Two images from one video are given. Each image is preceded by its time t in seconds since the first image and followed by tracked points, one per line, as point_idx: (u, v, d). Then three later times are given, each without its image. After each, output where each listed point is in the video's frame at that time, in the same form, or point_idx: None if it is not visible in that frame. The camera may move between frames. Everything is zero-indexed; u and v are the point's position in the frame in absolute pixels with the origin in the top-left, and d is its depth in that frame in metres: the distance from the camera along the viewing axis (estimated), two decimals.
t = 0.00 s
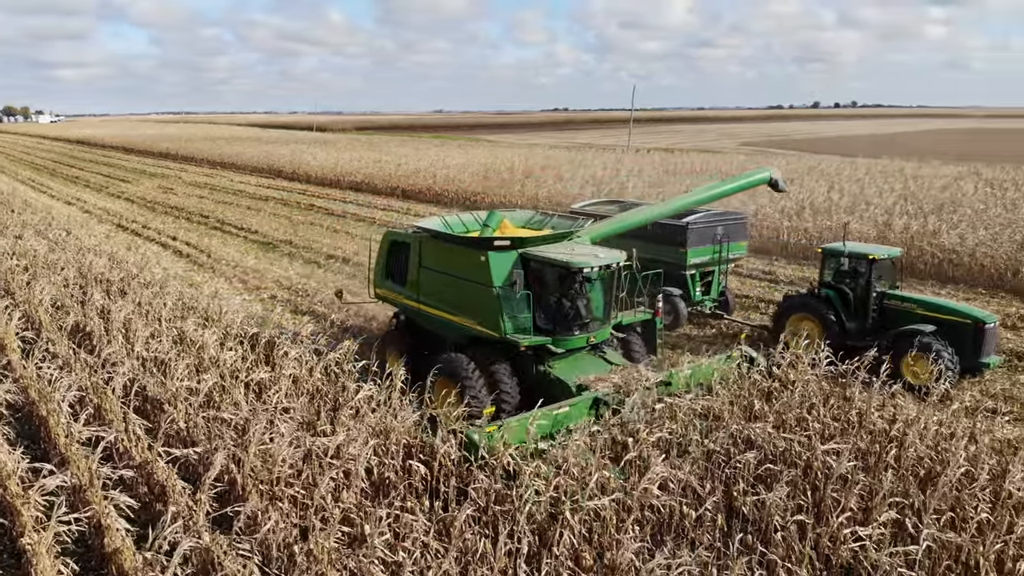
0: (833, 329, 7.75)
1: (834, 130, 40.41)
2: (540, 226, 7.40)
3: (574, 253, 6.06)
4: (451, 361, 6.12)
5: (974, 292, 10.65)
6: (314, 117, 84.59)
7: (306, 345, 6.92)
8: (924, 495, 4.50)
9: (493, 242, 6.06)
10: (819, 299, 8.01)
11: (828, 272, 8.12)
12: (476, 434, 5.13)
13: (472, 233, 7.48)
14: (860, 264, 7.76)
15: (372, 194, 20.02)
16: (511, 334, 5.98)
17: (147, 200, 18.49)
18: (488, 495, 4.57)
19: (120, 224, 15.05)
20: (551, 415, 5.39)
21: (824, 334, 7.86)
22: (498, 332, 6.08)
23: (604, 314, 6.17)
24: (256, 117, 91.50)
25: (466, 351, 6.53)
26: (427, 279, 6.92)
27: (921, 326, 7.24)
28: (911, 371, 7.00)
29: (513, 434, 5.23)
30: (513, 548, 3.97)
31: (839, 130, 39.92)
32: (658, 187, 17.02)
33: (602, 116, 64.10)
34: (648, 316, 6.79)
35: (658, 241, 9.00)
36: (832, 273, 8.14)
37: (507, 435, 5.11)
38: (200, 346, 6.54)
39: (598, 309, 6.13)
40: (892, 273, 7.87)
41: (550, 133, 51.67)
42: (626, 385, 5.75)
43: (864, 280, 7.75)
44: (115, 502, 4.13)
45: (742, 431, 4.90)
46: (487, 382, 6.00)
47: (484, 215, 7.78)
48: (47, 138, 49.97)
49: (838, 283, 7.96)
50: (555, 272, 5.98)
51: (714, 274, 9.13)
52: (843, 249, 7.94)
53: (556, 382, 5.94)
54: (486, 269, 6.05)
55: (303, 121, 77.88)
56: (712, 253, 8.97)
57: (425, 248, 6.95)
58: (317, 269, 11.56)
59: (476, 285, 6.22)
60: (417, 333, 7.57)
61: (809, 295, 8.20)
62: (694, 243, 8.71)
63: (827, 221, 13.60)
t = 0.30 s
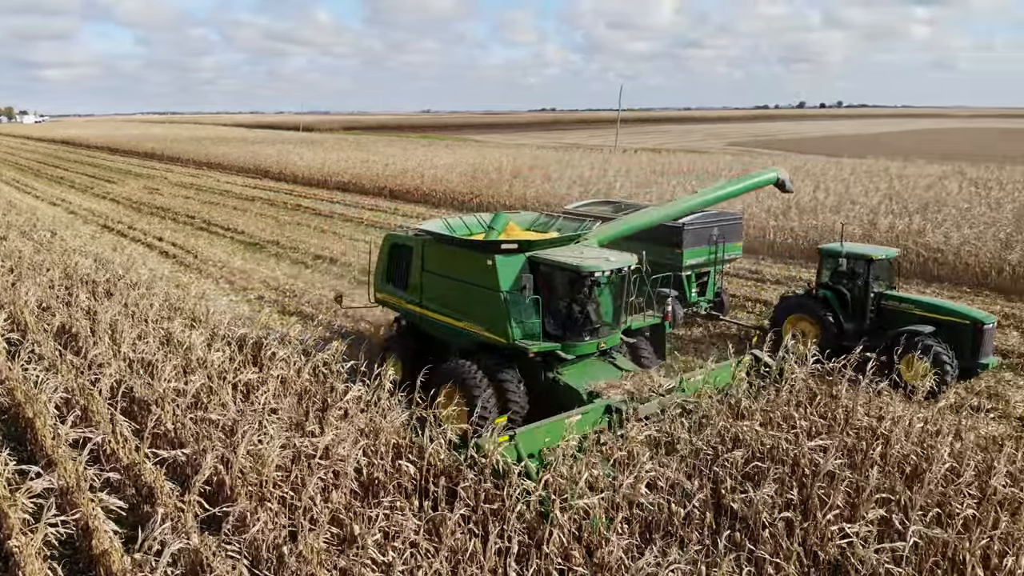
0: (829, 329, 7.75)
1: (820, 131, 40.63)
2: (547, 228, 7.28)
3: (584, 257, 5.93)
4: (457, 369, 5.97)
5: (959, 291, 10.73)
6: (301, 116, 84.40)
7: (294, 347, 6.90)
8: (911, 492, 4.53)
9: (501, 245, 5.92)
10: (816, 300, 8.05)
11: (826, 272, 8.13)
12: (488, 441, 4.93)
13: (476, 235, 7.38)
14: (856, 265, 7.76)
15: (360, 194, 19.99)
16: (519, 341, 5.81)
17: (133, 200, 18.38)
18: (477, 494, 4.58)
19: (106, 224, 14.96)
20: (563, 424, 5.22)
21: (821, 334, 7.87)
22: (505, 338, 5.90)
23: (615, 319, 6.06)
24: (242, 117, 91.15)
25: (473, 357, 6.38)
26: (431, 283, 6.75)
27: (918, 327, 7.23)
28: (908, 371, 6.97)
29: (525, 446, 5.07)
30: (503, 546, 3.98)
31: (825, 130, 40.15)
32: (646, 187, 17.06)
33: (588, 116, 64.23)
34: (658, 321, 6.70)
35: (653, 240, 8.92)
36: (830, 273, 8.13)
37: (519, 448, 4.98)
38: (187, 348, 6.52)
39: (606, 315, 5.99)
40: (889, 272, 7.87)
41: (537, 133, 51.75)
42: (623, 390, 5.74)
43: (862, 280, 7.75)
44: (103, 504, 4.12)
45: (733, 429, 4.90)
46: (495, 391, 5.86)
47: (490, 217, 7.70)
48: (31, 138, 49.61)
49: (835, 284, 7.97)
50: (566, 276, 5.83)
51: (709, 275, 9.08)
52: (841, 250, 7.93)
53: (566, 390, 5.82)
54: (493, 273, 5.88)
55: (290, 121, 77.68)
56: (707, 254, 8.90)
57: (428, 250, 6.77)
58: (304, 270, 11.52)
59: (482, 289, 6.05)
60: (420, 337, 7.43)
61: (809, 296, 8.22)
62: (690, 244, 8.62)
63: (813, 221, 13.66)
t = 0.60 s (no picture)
0: (828, 331, 7.70)
1: (805, 131, 40.83)
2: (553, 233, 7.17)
3: (596, 261, 5.75)
4: (466, 380, 5.82)
5: (944, 289, 10.81)
6: (288, 116, 84.13)
7: (282, 349, 6.87)
8: (898, 489, 4.55)
9: (509, 250, 5.77)
10: (813, 301, 8.00)
11: (823, 274, 8.07)
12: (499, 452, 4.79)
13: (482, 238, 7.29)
14: (854, 267, 7.73)
15: (348, 194, 19.97)
16: (528, 348, 5.66)
17: (118, 201, 18.29)
18: (466, 495, 4.60)
19: (92, 225, 14.89)
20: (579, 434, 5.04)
21: (820, 336, 7.82)
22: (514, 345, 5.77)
23: (627, 325, 5.85)
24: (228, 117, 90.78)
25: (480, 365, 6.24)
26: (435, 288, 6.59)
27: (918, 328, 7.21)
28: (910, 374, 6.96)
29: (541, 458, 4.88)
30: (492, 545, 4.00)
31: (810, 130, 40.37)
32: (634, 187, 17.09)
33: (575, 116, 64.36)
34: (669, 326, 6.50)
35: (649, 242, 8.78)
36: (827, 275, 8.08)
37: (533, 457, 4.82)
38: (174, 349, 6.49)
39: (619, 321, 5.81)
40: (886, 273, 7.84)
41: (524, 133, 51.80)
42: (632, 398, 5.60)
43: (860, 281, 7.72)
44: (90, 507, 4.10)
45: (722, 430, 4.92)
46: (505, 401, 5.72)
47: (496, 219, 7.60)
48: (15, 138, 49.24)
49: (833, 286, 7.92)
50: (577, 281, 5.64)
51: (705, 277, 8.93)
52: (839, 252, 7.89)
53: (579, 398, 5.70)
54: (501, 279, 5.75)
55: (277, 121, 77.45)
56: (704, 255, 8.77)
57: (433, 255, 6.62)
58: (291, 271, 11.49)
59: (489, 295, 5.91)
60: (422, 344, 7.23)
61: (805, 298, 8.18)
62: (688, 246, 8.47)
63: (800, 220, 13.71)
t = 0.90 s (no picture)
0: (825, 334, 7.65)
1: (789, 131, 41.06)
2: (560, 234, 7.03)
3: (608, 267, 5.64)
4: (472, 388, 5.67)
5: (927, 288, 10.89)
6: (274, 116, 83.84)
7: (269, 350, 6.84)
8: (882, 487, 4.60)
9: (518, 255, 5.62)
10: (809, 303, 7.93)
11: (819, 275, 8.00)
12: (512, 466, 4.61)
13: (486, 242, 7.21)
14: (850, 268, 7.68)
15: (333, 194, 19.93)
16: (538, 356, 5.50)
17: (102, 202, 18.19)
18: (453, 495, 4.62)
19: (75, 226, 14.80)
20: (592, 448, 4.89)
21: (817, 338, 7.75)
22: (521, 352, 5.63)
23: (638, 332, 5.75)
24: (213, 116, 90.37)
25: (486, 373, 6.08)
26: (439, 293, 6.42)
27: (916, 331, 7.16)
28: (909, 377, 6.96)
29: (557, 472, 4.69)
30: (482, 545, 4.01)
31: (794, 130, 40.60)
32: (620, 187, 17.13)
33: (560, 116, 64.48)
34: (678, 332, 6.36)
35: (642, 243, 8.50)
36: (823, 276, 8.01)
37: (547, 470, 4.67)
38: (159, 351, 6.46)
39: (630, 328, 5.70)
40: (882, 274, 7.81)
41: (510, 133, 51.86)
42: (647, 409, 5.42)
43: (856, 282, 7.66)
44: (75, 510, 4.08)
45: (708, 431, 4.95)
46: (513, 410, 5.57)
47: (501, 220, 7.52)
48: None
49: (829, 287, 7.85)
50: (590, 287, 5.52)
51: (700, 279, 8.68)
52: (836, 253, 7.82)
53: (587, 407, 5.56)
54: (510, 285, 5.61)
55: (263, 121, 77.20)
56: (699, 256, 8.53)
57: (437, 259, 6.45)
58: (277, 271, 11.45)
59: (497, 302, 5.76)
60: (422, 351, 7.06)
61: (800, 299, 8.11)
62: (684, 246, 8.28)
63: (785, 220, 13.76)
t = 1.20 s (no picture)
0: (821, 333, 7.67)
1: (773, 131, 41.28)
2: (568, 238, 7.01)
3: (621, 272, 5.45)
4: (480, 398, 5.48)
5: (912, 287, 10.97)
6: (260, 116, 83.53)
7: (254, 352, 6.80)
8: (866, 483, 4.65)
9: (528, 259, 5.37)
10: (806, 303, 7.96)
11: (816, 275, 8.02)
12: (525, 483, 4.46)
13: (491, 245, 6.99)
14: (847, 268, 7.69)
15: (319, 194, 19.89)
16: (548, 364, 5.33)
17: (85, 203, 18.07)
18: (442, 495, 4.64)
19: (58, 227, 14.70)
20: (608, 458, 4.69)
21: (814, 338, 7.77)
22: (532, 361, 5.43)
23: (651, 338, 5.57)
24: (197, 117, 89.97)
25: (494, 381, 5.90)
26: (444, 299, 6.17)
27: (913, 330, 7.17)
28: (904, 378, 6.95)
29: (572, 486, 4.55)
30: (471, 545, 4.02)
31: (778, 130, 40.83)
32: (606, 187, 17.15)
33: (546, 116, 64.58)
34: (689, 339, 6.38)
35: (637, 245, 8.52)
36: (819, 276, 8.03)
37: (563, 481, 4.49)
38: (144, 352, 6.42)
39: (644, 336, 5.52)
40: (879, 275, 7.79)
41: (495, 132, 51.88)
42: (657, 416, 5.27)
43: (853, 283, 7.69)
44: (60, 512, 4.06)
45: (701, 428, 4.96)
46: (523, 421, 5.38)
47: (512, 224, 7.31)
48: None
49: (826, 287, 7.87)
50: (603, 294, 5.32)
51: (694, 279, 8.65)
52: (832, 252, 7.85)
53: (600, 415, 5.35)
54: (519, 291, 5.36)
55: (248, 121, 76.88)
56: (692, 257, 8.52)
57: (441, 263, 6.19)
58: (263, 272, 11.40)
59: (506, 308, 5.52)
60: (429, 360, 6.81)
61: (797, 299, 8.14)
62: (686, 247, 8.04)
63: (771, 220, 13.81)
